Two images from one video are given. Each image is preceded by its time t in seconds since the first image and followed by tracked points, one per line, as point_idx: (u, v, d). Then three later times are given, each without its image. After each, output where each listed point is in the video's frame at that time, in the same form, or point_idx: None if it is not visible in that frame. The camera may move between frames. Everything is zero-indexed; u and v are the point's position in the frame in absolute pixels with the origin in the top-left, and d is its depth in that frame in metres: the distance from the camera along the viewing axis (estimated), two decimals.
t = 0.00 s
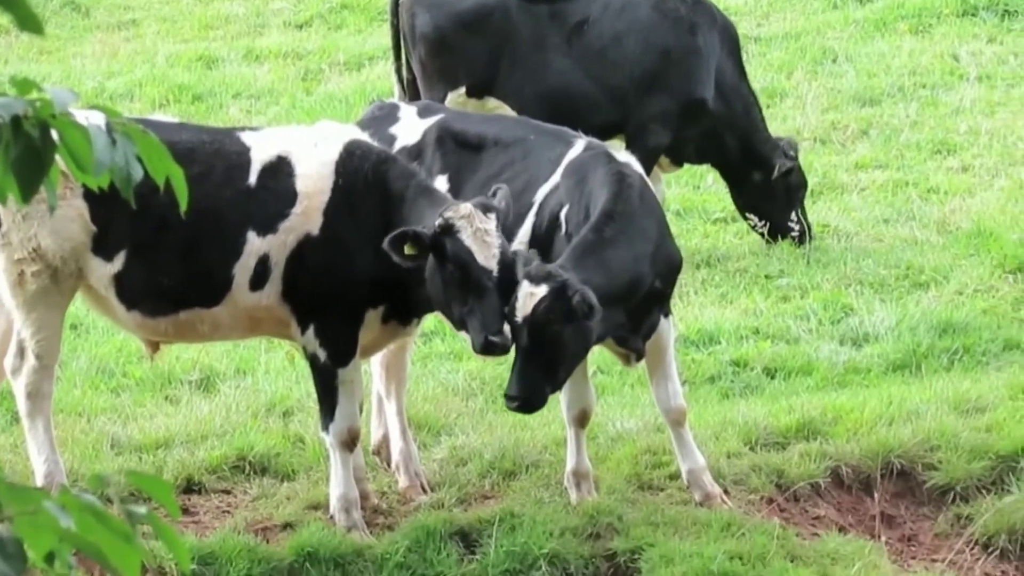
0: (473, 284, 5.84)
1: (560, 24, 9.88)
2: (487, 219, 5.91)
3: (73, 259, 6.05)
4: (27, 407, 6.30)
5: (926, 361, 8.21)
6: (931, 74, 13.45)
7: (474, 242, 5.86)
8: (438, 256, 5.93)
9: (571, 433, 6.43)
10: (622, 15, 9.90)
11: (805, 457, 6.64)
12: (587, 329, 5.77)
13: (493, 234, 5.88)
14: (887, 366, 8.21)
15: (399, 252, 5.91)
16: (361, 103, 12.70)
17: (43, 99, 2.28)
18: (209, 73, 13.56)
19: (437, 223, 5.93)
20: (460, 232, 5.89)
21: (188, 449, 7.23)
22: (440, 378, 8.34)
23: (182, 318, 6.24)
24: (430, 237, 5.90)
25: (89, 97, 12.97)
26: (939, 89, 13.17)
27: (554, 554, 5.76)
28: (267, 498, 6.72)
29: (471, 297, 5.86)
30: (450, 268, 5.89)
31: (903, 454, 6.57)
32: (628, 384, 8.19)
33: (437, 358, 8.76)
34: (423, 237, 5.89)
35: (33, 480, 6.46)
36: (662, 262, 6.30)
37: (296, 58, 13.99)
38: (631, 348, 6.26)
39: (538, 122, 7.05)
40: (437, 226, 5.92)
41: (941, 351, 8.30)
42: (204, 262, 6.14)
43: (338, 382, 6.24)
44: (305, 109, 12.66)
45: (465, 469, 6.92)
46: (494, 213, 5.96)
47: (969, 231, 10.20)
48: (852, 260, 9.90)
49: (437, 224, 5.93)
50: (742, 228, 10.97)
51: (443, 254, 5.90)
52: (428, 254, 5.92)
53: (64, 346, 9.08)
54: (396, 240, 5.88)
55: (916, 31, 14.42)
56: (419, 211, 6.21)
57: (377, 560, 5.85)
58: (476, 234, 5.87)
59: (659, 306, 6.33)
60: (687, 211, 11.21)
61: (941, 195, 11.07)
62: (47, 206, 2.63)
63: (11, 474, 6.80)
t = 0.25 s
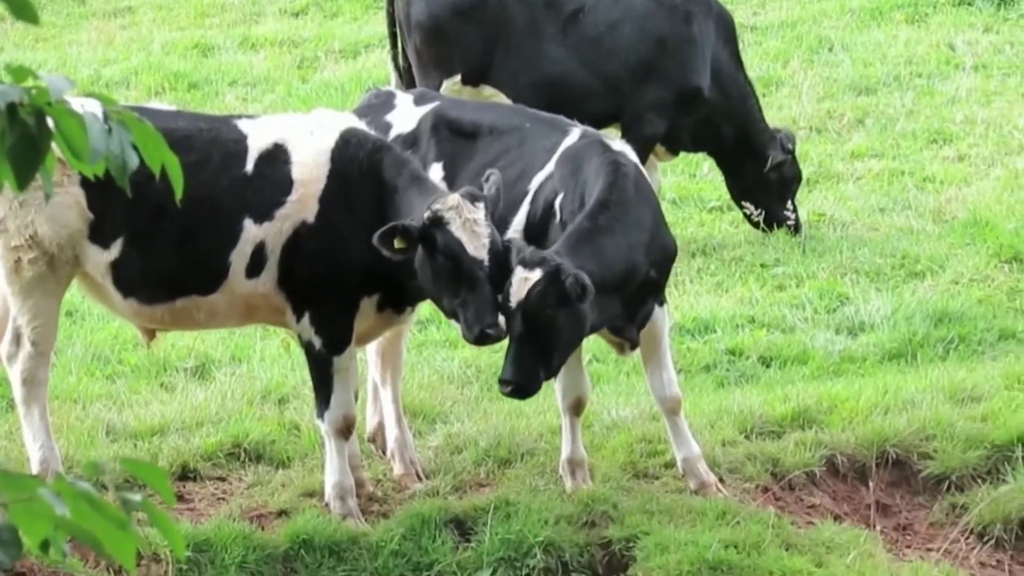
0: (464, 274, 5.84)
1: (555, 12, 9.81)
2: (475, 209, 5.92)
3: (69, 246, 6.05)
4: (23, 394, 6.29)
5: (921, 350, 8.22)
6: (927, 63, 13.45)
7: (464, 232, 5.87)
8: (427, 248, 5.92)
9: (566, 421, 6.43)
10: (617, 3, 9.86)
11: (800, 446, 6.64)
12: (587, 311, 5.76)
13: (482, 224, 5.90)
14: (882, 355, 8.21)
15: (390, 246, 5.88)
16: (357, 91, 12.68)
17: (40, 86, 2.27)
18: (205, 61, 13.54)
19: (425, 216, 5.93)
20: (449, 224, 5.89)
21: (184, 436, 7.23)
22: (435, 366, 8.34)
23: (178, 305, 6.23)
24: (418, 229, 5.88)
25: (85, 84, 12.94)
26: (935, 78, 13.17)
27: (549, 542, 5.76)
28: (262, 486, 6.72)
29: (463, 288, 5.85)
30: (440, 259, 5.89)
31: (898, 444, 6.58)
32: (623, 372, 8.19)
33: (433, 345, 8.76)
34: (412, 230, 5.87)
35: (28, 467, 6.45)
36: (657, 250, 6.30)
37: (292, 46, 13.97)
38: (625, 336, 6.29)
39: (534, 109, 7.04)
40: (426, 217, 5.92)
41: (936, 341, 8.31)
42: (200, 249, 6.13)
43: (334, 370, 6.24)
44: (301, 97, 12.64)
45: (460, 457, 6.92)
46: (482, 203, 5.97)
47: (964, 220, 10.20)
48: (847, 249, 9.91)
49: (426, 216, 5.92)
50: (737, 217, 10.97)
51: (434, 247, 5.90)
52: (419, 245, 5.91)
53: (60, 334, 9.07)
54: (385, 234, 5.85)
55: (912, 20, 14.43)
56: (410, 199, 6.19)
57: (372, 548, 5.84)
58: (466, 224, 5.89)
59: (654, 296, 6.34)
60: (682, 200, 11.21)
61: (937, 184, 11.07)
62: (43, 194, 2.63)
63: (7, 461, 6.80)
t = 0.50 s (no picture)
0: (463, 273, 5.83)
1: (553, 4, 9.78)
2: (471, 205, 5.91)
3: (66, 237, 6.03)
4: (20, 385, 6.28)
5: (918, 343, 8.21)
6: (924, 56, 13.45)
7: (461, 230, 5.86)
8: (426, 249, 5.89)
9: (563, 413, 6.43)
10: None
11: (797, 438, 6.64)
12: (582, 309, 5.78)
13: (478, 221, 5.89)
14: (880, 347, 8.21)
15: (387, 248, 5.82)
16: (354, 82, 12.66)
17: (37, 77, 2.26)
18: (202, 52, 13.52)
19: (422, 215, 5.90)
20: (446, 222, 5.88)
21: (180, 427, 7.22)
22: (432, 357, 8.33)
23: (175, 297, 6.22)
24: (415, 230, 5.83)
25: (83, 75, 12.92)
26: (933, 70, 13.16)
27: (546, 534, 5.76)
28: (259, 477, 6.72)
29: (462, 286, 5.85)
30: (438, 258, 5.87)
31: (895, 436, 6.58)
32: (620, 364, 8.19)
33: (430, 337, 8.75)
34: (409, 231, 5.81)
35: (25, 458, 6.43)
36: (656, 242, 6.30)
37: (290, 37, 13.95)
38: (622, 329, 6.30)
39: (533, 102, 7.04)
40: (423, 218, 5.88)
41: (934, 333, 8.31)
42: (197, 240, 6.12)
43: (331, 361, 6.23)
44: (298, 88, 12.61)
45: (457, 449, 6.92)
46: (477, 199, 5.95)
47: (961, 213, 10.20)
48: (844, 241, 9.91)
49: (422, 216, 5.89)
50: (734, 209, 10.96)
51: (431, 247, 5.87)
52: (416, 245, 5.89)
53: (57, 324, 9.06)
54: (384, 239, 5.79)
55: (910, 13, 14.43)
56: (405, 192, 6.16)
57: (368, 539, 5.84)
58: (463, 222, 5.88)
59: (653, 287, 6.33)
60: (680, 192, 11.20)
61: (934, 176, 11.07)
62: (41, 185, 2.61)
63: (4, 452, 6.79)
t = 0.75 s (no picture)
0: (454, 259, 5.79)
1: None
2: (465, 194, 5.88)
3: (59, 231, 6.02)
4: (12, 379, 6.27)
5: (912, 336, 8.22)
6: (918, 49, 13.45)
7: (453, 216, 5.82)
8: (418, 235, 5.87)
9: (557, 407, 6.41)
10: None
11: (792, 432, 6.64)
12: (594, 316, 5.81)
13: (471, 209, 5.85)
14: (874, 340, 8.21)
15: (378, 229, 5.86)
16: (348, 76, 12.64)
17: (31, 71, 2.26)
18: (196, 46, 13.50)
19: (416, 200, 5.88)
20: (438, 208, 5.84)
21: (174, 421, 7.21)
22: (426, 351, 8.33)
23: (169, 291, 6.21)
24: (409, 213, 5.85)
25: (76, 69, 12.88)
26: (926, 64, 13.17)
27: (540, 528, 5.76)
28: (253, 471, 6.71)
29: (453, 273, 5.80)
30: (429, 243, 5.84)
31: (890, 429, 6.58)
32: (615, 358, 8.18)
33: (424, 331, 8.75)
34: (402, 213, 5.84)
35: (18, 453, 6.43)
36: (650, 238, 6.29)
37: (283, 31, 13.93)
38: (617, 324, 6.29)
39: (528, 95, 7.03)
40: (416, 202, 5.86)
41: (928, 326, 8.31)
42: (191, 235, 6.11)
43: (324, 355, 6.22)
44: (292, 82, 12.59)
45: (451, 442, 6.91)
46: (471, 187, 5.92)
47: (955, 206, 10.20)
48: (838, 234, 9.91)
49: (416, 201, 5.87)
50: (728, 202, 10.95)
51: (423, 232, 5.84)
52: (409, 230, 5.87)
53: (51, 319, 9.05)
54: (375, 217, 5.82)
55: (903, 7, 14.44)
56: (398, 186, 6.13)
57: (363, 534, 5.83)
58: (456, 208, 5.83)
59: (648, 282, 6.32)
60: (673, 185, 11.20)
61: (928, 169, 11.07)
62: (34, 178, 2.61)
63: None
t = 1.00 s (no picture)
0: (448, 252, 5.79)
1: None
2: (458, 187, 5.88)
3: (53, 225, 6.00)
4: (6, 372, 6.25)
5: (906, 330, 8.22)
6: (912, 43, 13.46)
7: (447, 210, 5.83)
8: (412, 230, 5.87)
9: (552, 400, 6.41)
10: None
11: (786, 425, 6.64)
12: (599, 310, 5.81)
13: (465, 202, 5.85)
14: (868, 334, 8.21)
15: (373, 225, 5.84)
16: (342, 69, 12.63)
17: (25, 65, 2.25)
18: (190, 39, 13.47)
19: (409, 194, 5.89)
20: (432, 202, 5.84)
21: (169, 415, 7.20)
22: (420, 345, 8.32)
23: (163, 285, 6.20)
24: (402, 207, 5.85)
25: (70, 63, 12.86)
26: (921, 57, 13.17)
27: (534, 521, 5.76)
28: (247, 465, 6.70)
29: (448, 266, 5.80)
30: (423, 237, 5.84)
31: (883, 422, 6.58)
32: (609, 351, 8.18)
33: (418, 325, 8.74)
34: (395, 208, 5.84)
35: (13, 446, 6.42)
36: (645, 232, 6.29)
37: (277, 25, 13.91)
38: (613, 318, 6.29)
39: (521, 88, 7.02)
40: (410, 196, 5.87)
41: (922, 320, 8.31)
42: (185, 229, 6.10)
43: (318, 349, 6.22)
44: (286, 76, 12.57)
45: (445, 436, 6.91)
46: (464, 181, 5.92)
47: (949, 199, 10.20)
48: (832, 228, 9.91)
49: (409, 195, 5.88)
50: (723, 195, 10.95)
51: (417, 226, 5.84)
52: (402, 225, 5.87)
53: (45, 313, 9.04)
54: (369, 212, 5.82)
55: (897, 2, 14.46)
56: (391, 183, 6.12)
57: (357, 527, 5.83)
58: (449, 202, 5.84)
59: (643, 276, 6.33)
60: (667, 179, 11.20)
61: (922, 163, 11.07)
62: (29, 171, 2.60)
63: None
